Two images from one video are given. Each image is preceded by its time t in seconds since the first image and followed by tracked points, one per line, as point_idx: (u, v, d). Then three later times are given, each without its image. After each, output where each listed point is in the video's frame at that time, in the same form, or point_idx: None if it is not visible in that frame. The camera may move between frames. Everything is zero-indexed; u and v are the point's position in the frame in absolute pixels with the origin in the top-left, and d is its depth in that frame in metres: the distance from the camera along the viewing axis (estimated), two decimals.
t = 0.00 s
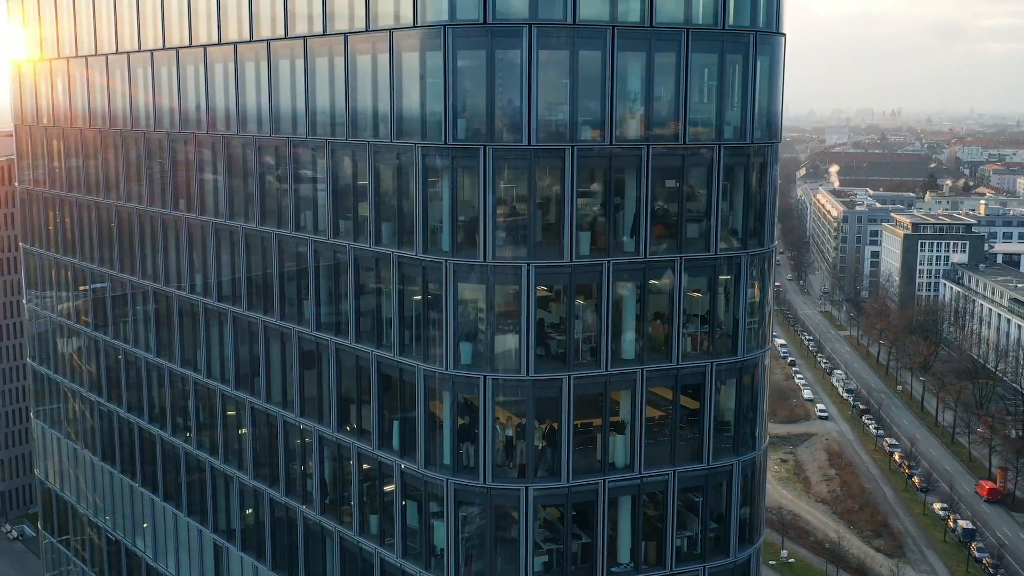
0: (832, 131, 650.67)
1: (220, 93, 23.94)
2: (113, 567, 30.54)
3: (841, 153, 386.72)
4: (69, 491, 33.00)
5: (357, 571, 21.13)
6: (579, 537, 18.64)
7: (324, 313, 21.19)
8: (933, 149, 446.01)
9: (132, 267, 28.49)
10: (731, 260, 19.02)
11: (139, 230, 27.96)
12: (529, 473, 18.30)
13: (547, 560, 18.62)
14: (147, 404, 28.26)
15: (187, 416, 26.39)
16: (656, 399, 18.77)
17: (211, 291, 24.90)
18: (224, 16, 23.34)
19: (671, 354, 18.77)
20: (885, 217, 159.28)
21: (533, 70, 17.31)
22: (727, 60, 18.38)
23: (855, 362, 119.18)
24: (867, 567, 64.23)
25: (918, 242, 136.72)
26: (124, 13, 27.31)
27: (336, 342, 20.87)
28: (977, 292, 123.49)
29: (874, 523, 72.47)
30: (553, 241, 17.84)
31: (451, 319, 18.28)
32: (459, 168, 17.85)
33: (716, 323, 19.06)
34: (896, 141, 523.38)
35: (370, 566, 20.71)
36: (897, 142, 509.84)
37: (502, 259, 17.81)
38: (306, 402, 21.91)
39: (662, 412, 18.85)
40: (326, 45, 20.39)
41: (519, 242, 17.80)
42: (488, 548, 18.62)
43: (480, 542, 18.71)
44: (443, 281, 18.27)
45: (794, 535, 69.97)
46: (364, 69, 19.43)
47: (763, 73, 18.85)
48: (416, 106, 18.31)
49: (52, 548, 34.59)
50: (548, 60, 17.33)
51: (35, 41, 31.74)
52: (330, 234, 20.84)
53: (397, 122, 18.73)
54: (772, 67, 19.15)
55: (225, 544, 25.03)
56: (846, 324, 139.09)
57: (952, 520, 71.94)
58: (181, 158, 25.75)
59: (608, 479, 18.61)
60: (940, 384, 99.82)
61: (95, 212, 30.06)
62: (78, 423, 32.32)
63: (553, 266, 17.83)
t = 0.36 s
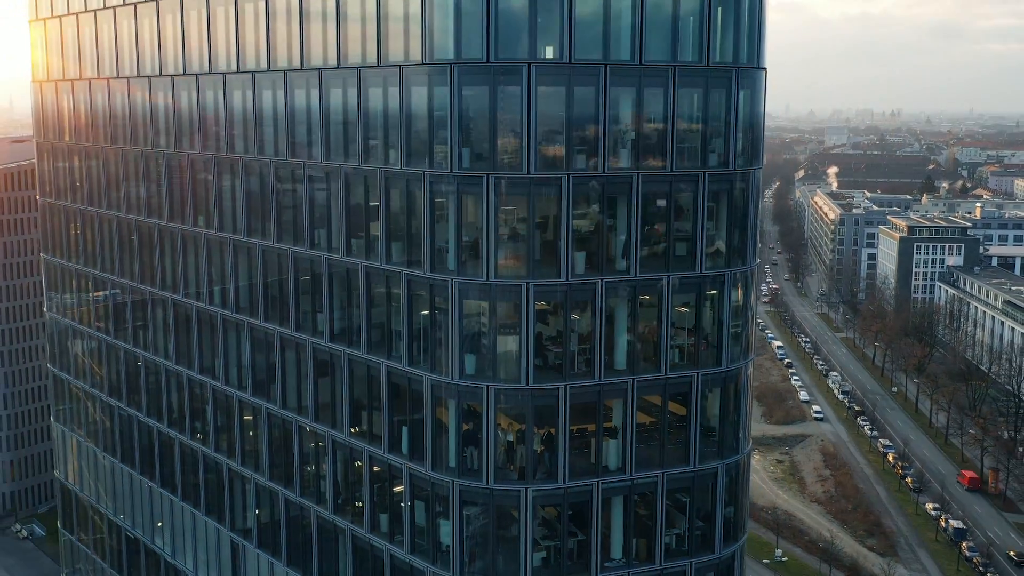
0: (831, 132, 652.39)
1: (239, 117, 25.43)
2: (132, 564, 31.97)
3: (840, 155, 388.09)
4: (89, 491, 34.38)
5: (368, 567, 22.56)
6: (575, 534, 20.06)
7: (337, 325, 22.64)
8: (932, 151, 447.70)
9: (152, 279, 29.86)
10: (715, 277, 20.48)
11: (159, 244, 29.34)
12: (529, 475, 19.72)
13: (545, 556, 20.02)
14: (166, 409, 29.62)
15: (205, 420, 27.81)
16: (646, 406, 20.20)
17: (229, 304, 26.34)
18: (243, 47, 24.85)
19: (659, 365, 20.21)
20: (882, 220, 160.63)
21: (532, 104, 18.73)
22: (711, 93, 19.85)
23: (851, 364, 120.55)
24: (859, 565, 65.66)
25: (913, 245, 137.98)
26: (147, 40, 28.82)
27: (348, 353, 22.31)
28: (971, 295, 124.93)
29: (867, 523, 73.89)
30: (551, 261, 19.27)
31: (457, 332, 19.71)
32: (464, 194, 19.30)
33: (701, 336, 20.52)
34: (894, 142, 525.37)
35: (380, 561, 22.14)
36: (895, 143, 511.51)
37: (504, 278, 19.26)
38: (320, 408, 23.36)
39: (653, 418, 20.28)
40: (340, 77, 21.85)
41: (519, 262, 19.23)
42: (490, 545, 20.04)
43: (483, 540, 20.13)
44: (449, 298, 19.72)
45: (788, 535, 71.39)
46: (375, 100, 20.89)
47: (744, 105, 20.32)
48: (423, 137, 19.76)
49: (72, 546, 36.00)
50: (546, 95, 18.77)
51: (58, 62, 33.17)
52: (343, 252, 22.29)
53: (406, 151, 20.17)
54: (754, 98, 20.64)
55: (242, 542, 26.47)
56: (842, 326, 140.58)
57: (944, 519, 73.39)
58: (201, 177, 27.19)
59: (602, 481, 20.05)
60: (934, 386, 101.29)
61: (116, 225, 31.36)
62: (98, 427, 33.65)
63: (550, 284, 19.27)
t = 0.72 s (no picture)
0: (830, 132, 653.95)
1: (255, 141, 26.92)
2: (150, 562, 33.38)
3: (839, 156, 389.30)
4: (107, 493, 35.82)
5: (377, 563, 24.02)
6: (571, 533, 21.52)
7: (349, 338, 24.11)
8: (931, 152, 449.46)
9: (171, 291, 31.25)
10: (701, 294, 21.96)
11: (177, 258, 30.73)
12: (528, 478, 21.19)
13: (543, 554, 21.50)
14: (184, 414, 31.02)
15: (221, 425, 29.25)
16: (637, 413, 21.65)
17: (246, 316, 27.77)
18: (260, 75, 26.34)
19: (649, 376, 21.67)
20: (879, 222, 162.02)
21: (531, 136, 20.24)
22: (698, 124, 21.34)
23: (847, 366, 121.95)
24: (852, 564, 67.13)
25: (910, 247, 139.37)
26: (166, 66, 30.28)
27: (359, 363, 23.78)
28: (965, 297, 126.27)
29: (860, 522, 75.34)
30: (548, 280, 20.74)
31: (461, 345, 21.21)
32: (468, 218, 20.80)
33: (689, 348, 22.00)
34: (893, 143, 526.47)
35: (389, 558, 23.61)
36: (895, 144, 512.93)
37: (505, 296, 20.76)
38: (332, 414, 24.84)
39: (643, 425, 21.74)
40: (353, 106, 23.32)
41: (519, 281, 20.70)
42: (492, 544, 21.51)
43: (485, 539, 21.60)
44: (454, 314, 21.23)
45: (782, 534, 72.87)
46: (385, 130, 22.41)
47: (728, 136, 21.81)
48: (431, 164, 21.27)
49: (90, 545, 37.49)
50: (544, 127, 20.27)
51: (79, 83, 34.56)
52: (355, 269, 23.78)
53: (415, 177, 21.67)
54: (738, 126, 22.12)
55: (257, 540, 27.94)
56: (839, 328, 142.05)
57: (936, 519, 74.82)
58: (218, 196, 28.62)
59: (596, 483, 21.51)
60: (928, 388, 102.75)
61: (135, 240, 32.72)
62: (116, 431, 35.00)
63: (547, 302, 20.75)
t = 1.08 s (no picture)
0: (830, 133, 655.20)
1: (270, 162, 28.41)
2: (167, 560, 34.87)
3: (838, 157, 390.97)
4: (124, 494, 37.31)
5: (386, 561, 25.55)
6: (568, 532, 23.03)
7: (359, 349, 25.64)
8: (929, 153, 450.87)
9: (188, 302, 32.69)
10: (689, 309, 23.49)
11: (195, 270, 32.16)
12: (528, 481, 22.70)
13: (542, 551, 23.01)
14: (200, 419, 32.47)
15: (237, 430, 30.75)
16: (630, 420, 23.18)
17: (261, 327, 29.27)
18: (276, 100, 27.80)
19: (640, 385, 23.18)
20: (876, 224, 163.48)
21: (531, 164, 21.76)
22: (684, 151, 22.89)
23: (844, 367, 123.44)
24: (845, 563, 68.61)
25: (906, 250, 141.28)
26: (183, 87, 31.72)
27: (370, 373, 25.30)
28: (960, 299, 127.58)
29: (853, 522, 76.83)
30: (547, 297, 22.25)
31: (466, 357, 22.74)
32: (472, 239, 22.33)
33: (678, 359, 23.52)
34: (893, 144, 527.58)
35: (398, 555, 25.13)
36: (895, 145, 513.69)
37: (506, 311, 22.27)
38: (344, 420, 26.36)
39: (636, 431, 23.25)
40: (365, 132, 24.81)
41: (519, 297, 22.22)
42: (494, 543, 23.02)
43: (488, 538, 23.11)
44: (459, 328, 22.75)
45: (777, 533, 74.40)
46: (394, 155, 23.93)
47: (714, 162, 23.36)
48: (438, 188, 22.81)
49: (108, 544, 39.01)
50: (543, 156, 21.80)
51: (99, 102, 35.97)
52: (366, 284, 25.28)
53: (423, 201, 23.18)
54: (721, 153, 23.71)
55: (272, 539, 29.45)
56: (836, 329, 143.55)
57: (928, 519, 76.28)
58: (235, 213, 30.07)
59: (591, 486, 23.02)
60: (922, 390, 104.26)
61: (153, 252, 34.16)
62: (134, 434, 36.46)
63: (545, 316, 22.26)
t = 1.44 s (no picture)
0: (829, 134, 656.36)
1: (283, 181, 29.98)
2: (183, 558, 36.37)
3: (838, 158, 392.51)
4: (141, 494, 38.83)
5: (394, 558, 27.09)
6: (564, 530, 24.58)
7: (368, 358, 27.20)
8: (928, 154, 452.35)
9: (203, 312, 34.18)
10: (677, 321, 25.09)
11: (211, 282, 33.66)
12: (527, 482, 24.25)
13: (541, 548, 24.54)
14: (215, 422, 33.94)
15: (250, 433, 32.28)
16: (623, 425, 24.73)
17: (274, 337, 30.79)
18: (291, 123, 29.36)
19: (632, 393, 24.73)
20: (872, 227, 164.88)
21: (529, 188, 23.35)
22: (672, 174, 24.53)
23: (840, 369, 124.94)
24: (838, 561, 70.15)
25: (902, 252, 142.63)
26: (199, 107, 33.22)
27: (378, 380, 26.85)
28: (954, 301, 129.09)
29: (847, 521, 78.41)
30: (544, 311, 23.82)
31: (469, 366, 24.32)
32: (475, 256, 23.89)
33: (668, 368, 25.09)
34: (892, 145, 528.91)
35: (405, 552, 26.67)
36: (894, 146, 515.98)
37: (507, 324, 23.82)
38: (354, 425, 27.91)
39: (628, 435, 24.81)
40: (374, 156, 26.34)
41: (519, 311, 23.77)
42: (495, 541, 24.56)
43: (490, 535, 24.65)
44: (463, 339, 24.33)
45: (772, 532, 76.02)
46: (402, 176, 25.49)
47: (700, 185, 25.01)
48: (443, 208, 24.37)
49: (125, 542, 40.57)
50: (542, 181, 23.38)
51: (117, 118, 37.40)
52: (375, 297, 26.84)
53: (429, 220, 24.77)
54: (708, 174, 25.36)
55: (285, 537, 30.99)
56: (832, 331, 145.06)
57: (920, 519, 77.82)
58: (249, 229, 31.59)
59: (586, 487, 24.58)
60: (916, 391, 105.83)
61: (170, 264, 35.63)
62: (150, 437, 37.92)
63: (543, 329, 23.83)
